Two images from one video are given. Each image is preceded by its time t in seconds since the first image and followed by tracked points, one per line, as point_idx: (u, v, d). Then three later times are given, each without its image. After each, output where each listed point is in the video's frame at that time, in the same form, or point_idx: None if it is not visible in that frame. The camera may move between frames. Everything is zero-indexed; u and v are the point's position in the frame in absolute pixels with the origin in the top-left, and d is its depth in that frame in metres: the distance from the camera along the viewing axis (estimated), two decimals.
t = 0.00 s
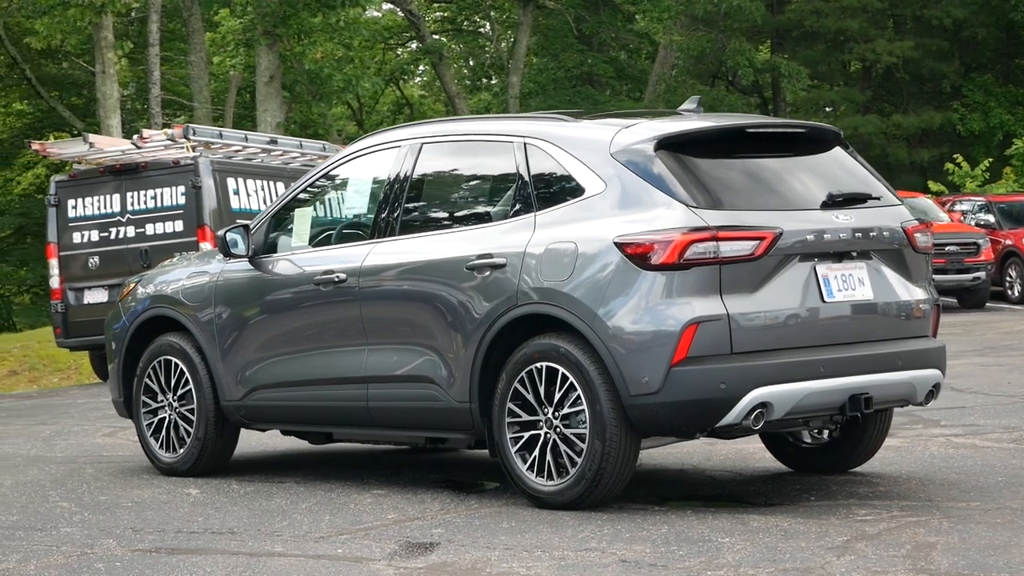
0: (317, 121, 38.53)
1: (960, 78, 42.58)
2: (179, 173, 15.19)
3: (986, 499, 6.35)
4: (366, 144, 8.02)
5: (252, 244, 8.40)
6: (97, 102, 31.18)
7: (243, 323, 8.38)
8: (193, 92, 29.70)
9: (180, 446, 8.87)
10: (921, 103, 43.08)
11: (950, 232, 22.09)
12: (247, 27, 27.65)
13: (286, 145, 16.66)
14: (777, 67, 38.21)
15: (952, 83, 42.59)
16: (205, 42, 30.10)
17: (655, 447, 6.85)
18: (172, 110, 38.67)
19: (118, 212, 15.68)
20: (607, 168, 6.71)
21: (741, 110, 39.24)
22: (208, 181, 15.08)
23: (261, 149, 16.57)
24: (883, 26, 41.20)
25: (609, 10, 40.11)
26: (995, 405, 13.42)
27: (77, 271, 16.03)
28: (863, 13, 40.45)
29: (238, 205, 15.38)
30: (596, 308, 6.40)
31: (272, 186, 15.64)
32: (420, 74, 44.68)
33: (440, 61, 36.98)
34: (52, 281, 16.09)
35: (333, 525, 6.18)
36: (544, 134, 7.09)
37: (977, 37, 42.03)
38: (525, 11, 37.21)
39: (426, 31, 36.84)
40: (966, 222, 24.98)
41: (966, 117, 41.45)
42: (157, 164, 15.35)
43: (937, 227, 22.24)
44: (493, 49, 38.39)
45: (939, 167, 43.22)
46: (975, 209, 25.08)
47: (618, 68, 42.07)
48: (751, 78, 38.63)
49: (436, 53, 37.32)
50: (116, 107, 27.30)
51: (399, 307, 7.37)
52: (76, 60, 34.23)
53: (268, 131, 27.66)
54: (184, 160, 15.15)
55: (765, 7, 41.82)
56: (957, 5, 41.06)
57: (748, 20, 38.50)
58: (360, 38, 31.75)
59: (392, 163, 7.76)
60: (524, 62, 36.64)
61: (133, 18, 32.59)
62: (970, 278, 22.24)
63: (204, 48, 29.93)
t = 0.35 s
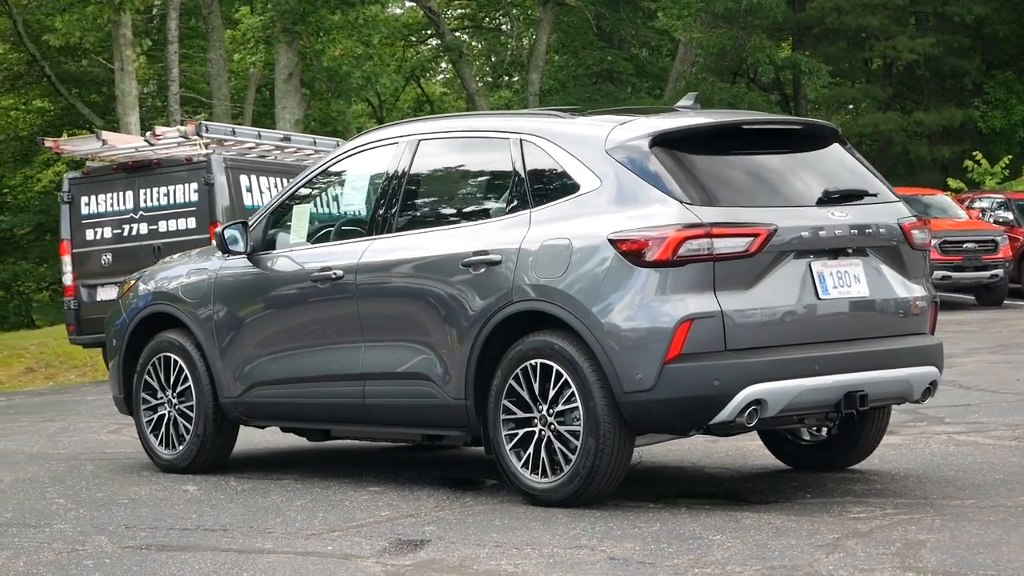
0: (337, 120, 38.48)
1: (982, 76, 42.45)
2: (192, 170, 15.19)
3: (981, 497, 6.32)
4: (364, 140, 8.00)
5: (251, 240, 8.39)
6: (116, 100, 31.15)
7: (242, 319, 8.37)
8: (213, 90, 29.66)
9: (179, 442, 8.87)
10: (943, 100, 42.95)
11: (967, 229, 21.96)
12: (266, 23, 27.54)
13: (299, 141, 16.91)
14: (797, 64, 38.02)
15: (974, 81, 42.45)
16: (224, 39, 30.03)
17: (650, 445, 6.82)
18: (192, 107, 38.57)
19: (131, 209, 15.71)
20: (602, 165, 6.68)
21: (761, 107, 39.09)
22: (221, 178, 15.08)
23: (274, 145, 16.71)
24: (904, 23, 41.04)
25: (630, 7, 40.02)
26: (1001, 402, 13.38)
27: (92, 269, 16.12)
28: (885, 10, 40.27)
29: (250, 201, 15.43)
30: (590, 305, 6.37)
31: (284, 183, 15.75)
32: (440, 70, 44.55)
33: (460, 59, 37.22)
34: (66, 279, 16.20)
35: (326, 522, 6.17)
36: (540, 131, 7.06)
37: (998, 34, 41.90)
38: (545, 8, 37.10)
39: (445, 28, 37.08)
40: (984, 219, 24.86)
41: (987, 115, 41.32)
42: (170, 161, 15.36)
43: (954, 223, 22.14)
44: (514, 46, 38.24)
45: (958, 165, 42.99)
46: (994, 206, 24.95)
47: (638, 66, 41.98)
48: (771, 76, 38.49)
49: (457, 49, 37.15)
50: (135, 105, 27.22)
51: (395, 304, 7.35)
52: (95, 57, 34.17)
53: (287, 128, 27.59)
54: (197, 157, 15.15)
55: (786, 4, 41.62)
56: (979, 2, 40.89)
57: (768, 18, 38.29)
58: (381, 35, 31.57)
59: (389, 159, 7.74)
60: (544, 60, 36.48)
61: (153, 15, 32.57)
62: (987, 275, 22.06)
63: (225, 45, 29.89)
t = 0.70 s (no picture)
0: (358, 117, 38.51)
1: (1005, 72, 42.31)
2: (207, 167, 15.19)
3: (981, 496, 6.28)
4: (365, 137, 7.97)
5: (252, 237, 8.37)
6: (136, 97, 31.28)
7: (244, 317, 8.36)
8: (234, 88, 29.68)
9: (182, 440, 8.87)
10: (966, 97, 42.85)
11: (987, 227, 21.78)
12: (285, 20, 27.52)
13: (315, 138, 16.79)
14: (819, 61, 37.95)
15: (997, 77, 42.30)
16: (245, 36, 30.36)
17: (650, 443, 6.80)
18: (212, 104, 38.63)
19: (147, 206, 15.77)
20: (601, 162, 6.65)
21: (783, 104, 38.87)
22: (236, 175, 15.11)
23: (291, 140, 16.53)
24: (926, 20, 40.93)
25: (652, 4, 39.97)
26: (1011, 400, 13.33)
27: (106, 266, 16.22)
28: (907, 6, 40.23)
29: (266, 199, 15.40)
30: (588, 303, 6.35)
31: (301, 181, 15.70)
32: (462, 67, 44.52)
33: (482, 55, 37.28)
34: (81, 275, 16.36)
35: (322, 521, 6.15)
36: (539, 128, 7.04)
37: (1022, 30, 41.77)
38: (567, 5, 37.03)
39: (465, 25, 37.36)
40: (1006, 215, 24.92)
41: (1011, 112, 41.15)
42: (186, 157, 15.39)
43: (974, 221, 21.98)
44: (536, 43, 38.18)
45: (980, 161, 42.76)
46: (1016, 203, 25.00)
47: (659, 63, 41.90)
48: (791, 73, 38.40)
49: (478, 46, 37.13)
50: (156, 102, 27.23)
51: (394, 302, 7.34)
52: (117, 54, 34.25)
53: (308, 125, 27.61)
54: (213, 154, 15.14)
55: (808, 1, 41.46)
56: None
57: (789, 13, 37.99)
58: (402, 31, 31.45)
59: (390, 156, 7.71)
60: (565, 56, 36.37)
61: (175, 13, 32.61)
62: (1007, 272, 21.86)
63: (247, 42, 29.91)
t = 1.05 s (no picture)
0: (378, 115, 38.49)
1: None
2: (221, 165, 15.30)
3: (976, 497, 6.26)
4: (364, 136, 7.94)
5: (251, 236, 8.35)
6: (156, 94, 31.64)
7: (243, 316, 8.34)
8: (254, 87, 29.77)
9: (182, 439, 8.87)
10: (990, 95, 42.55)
11: (1007, 224, 21.15)
12: (305, 17, 27.67)
13: (330, 136, 17.00)
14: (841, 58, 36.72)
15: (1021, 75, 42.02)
16: (265, 33, 30.64)
17: (646, 443, 6.77)
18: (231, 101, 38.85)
19: (161, 204, 15.82)
20: (597, 161, 6.63)
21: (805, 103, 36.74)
22: (250, 174, 15.15)
23: (307, 140, 16.81)
24: (949, 17, 40.74)
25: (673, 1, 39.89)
26: (1018, 400, 13.28)
27: (119, 265, 16.29)
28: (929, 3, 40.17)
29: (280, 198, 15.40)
30: (583, 303, 6.32)
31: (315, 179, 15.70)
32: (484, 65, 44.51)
33: (503, 51, 37.29)
34: (96, 273, 16.42)
35: (315, 521, 6.15)
36: (536, 127, 7.01)
37: None
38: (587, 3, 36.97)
39: (486, 23, 37.36)
40: None
41: None
42: (200, 156, 15.47)
43: (994, 219, 21.34)
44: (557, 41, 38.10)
45: (1003, 159, 42.52)
46: None
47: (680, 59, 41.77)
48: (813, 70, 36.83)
49: (500, 44, 37.20)
50: (175, 100, 27.49)
51: (391, 302, 7.31)
52: (138, 52, 34.53)
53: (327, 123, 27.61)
54: (227, 152, 15.27)
55: None
56: None
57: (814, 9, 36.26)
58: (423, 29, 31.50)
59: (387, 155, 7.68)
60: (586, 54, 36.32)
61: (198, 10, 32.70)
62: None
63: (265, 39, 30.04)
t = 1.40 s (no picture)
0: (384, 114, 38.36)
1: None
2: (222, 164, 15.35)
3: (960, 497, 6.24)
4: (351, 135, 7.91)
5: (239, 236, 8.33)
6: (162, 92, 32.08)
7: (231, 316, 8.31)
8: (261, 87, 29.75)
9: (171, 439, 8.85)
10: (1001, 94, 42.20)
11: (1012, 222, 21.72)
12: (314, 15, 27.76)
13: (331, 133, 16.95)
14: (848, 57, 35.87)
15: None
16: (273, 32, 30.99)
17: (630, 443, 6.75)
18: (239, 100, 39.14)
19: (162, 203, 15.86)
20: (582, 160, 6.60)
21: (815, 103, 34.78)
22: (250, 172, 15.18)
23: (309, 137, 16.77)
24: (958, 16, 40.52)
25: None
26: (1013, 400, 13.25)
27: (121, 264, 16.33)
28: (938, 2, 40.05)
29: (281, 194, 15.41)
30: (567, 303, 6.30)
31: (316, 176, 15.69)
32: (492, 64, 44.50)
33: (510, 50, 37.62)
34: (97, 272, 16.47)
35: (297, 521, 6.13)
36: (522, 126, 6.99)
37: None
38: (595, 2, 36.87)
39: (494, 21, 37.54)
40: None
41: None
42: (201, 155, 15.55)
43: (999, 217, 21.93)
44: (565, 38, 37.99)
45: (1012, 158, 42.26)
46: None
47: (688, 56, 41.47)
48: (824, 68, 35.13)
49: (507, 42, 37.49)
50: (182, 97, 27.70)
51: (377, 302, 7.28)
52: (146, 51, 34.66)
53: (334, 120, 27.61)
54: (228, 150, 15.31)
55: None
56: None
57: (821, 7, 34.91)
58: (431, 27, 31.53)
59: (374, 154, 7.65)
60: (594, 52, 36.18)
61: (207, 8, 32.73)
62: None
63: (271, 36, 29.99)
